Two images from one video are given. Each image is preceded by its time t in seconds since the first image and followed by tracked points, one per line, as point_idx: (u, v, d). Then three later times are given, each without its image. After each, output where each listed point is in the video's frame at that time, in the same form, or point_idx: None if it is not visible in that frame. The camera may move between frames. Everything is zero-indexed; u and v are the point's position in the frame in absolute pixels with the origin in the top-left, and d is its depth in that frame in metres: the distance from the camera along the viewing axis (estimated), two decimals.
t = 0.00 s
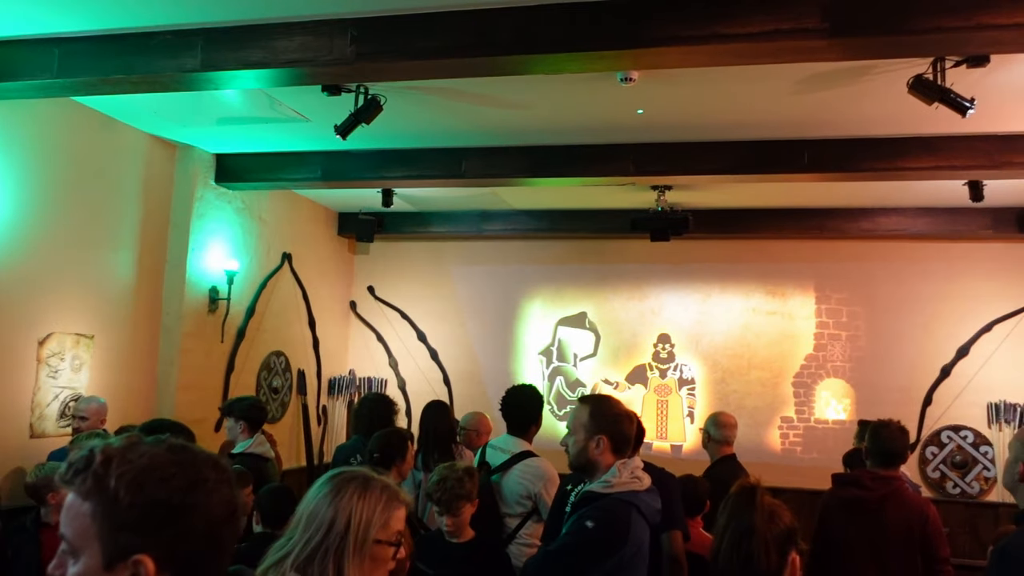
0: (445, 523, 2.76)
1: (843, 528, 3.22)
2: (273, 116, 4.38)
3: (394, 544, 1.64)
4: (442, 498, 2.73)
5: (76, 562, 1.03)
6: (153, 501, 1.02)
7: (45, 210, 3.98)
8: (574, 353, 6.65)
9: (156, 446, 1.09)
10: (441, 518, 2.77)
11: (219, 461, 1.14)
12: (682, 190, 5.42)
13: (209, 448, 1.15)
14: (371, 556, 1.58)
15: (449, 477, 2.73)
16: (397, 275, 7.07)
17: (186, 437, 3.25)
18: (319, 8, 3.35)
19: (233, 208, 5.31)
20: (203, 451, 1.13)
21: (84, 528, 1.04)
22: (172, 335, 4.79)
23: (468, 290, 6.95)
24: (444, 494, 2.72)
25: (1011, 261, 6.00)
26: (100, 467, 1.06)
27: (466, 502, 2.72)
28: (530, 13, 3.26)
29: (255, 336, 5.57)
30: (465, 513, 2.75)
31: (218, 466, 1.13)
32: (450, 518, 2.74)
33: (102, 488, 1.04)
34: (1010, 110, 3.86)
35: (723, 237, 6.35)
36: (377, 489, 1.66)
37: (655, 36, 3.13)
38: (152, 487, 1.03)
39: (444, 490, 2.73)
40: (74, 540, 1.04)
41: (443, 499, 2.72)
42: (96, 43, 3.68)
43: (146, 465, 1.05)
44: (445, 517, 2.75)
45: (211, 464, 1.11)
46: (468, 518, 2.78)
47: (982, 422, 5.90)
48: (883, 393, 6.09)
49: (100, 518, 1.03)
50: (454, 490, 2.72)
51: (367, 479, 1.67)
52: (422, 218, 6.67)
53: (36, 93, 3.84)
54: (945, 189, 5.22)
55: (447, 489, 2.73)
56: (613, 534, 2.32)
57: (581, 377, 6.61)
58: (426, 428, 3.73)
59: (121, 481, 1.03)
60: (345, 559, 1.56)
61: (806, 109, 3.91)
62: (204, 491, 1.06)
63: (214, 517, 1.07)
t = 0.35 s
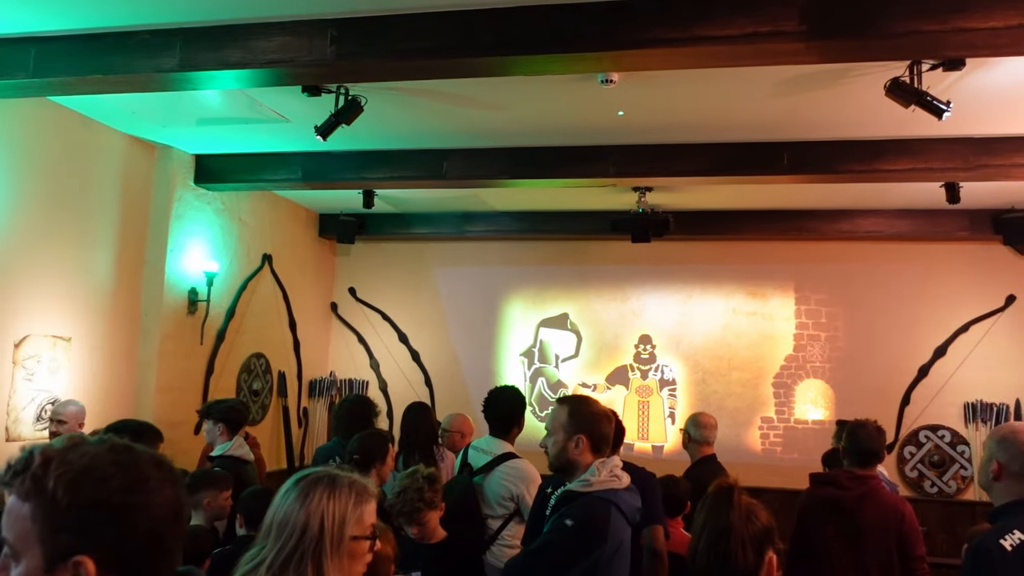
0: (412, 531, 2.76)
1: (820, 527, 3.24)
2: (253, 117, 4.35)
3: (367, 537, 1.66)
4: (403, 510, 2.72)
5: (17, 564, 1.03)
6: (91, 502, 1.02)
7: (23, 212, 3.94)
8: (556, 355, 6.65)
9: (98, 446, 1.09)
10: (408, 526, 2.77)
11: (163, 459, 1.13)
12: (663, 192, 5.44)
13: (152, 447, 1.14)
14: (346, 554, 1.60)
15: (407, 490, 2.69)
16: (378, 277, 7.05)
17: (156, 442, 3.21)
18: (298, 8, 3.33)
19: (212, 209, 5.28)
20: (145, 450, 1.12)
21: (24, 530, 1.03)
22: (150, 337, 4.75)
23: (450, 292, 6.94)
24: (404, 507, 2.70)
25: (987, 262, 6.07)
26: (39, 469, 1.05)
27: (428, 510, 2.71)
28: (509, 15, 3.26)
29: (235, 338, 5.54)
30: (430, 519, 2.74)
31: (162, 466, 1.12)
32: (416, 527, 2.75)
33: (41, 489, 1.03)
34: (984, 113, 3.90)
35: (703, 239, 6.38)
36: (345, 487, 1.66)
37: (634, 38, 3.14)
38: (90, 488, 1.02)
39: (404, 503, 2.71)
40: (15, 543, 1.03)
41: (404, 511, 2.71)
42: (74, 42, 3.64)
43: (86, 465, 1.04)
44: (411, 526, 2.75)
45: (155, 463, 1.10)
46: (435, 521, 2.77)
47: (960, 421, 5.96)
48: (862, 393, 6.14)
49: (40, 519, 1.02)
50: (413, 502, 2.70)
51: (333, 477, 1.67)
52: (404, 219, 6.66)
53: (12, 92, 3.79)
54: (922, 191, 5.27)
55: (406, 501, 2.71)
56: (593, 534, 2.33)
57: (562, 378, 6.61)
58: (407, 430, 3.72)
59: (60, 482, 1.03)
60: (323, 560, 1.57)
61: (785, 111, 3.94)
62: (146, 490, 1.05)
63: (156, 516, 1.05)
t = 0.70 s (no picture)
0: (396, 521, 2.84)
1: (800, 527, 3.26)
2: (236, 117, 4.33)
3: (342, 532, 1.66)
4: (394, 493, 2.82)
5: None
6: (64, 495, 1.01)
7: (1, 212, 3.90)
8: (539, 356, 6.66)
9: (80, 440, 1.08)
10: (392, 515, 2.85)
11: (144, 456, 1.13)
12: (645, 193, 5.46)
13: (133, 444, 1.13)
14: (324, 551, 1.59)
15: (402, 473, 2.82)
16: (362, 278, 7.03)
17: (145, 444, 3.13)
18: (280, 9, 3.31)
19: (194, 209, 5.25)
20: (126, 446, 1.12)
21: None
22: (131, 338, 4.72)
23: (433, 293, 6.93)
24: (396, 488, 2.81)
25: (967, 263, 6.12)
26: (20, 459, 1.05)
27: (417, 499, 2.82)
28: (491, 17, 3.26)
29: (216, 340, 5.51)
30: (416, 511, 2.84)
31: (141, 464, 1.11)
32: (401, 515, 2.83)
33: (18, 479, 1.03)
34: (963, 115, 3.94)
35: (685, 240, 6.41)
36: (316, 486, 1.65)
37: (615, 41, 3.15)
38: (65, 479, 1.02)
39: (397, 485, 2.82)
40: None
41: (395, 493, 2.82)
42: (54, 42, 3.62)
43: (64, 458, 1.04)
44: (396, 515, 2.84)
45: (133, 461, 1.09)
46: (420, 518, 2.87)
47: (940, 421, 6.01)
48: (843, 393, 6.19)
49: (15, 510, 1.02)
50: (406, 485, 2.82)
51: (305, 477, 1.66)
52: (387, 220, 6.64)
53: None
54: (901, 192, 5.32)
55: (399, 484, 2.82)
56: (578, 535, 2.33)
57: (545, 379, 6.62)
58: (391, 433, 3.70)
59: (36, 474, 1.02)
60: (301, 559, 1.56)
61: (766, 113, 3.96)
62: (122, 484, 1.05)
63: (130, 512, 1.05)
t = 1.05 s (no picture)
0: (391, 516, 2.78)
1: (781, 527, 3.28)
2: (218, 116, 4.31)
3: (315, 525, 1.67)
4: (393, 486, 2.80)
5: None
6: (41, 495, 1.00)
7: None
8: (523, 356, 6.66)
9: (57, 441, 1.07)
10: (388, 511, 2.79)
11: (120, 453, 1.12)
12: (629, 194, 5.47)
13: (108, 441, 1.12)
14: (302, 547, 1.60)
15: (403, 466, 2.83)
16: (346, 278, 7.01)
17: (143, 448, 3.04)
18: (262, 7, 3.30)
19: (176, 208, 5.21)
20: (101, 444, 1.10)
21: None
22: (112, 338, 4.69)
23: (418, 293, 6.92)
24: (395, 481, 2.79)
25: (948, 264, 6.17)
26: None
27: (415, 493, 2.79)
28: (474, 16, 3.25)
29: (198, 340, 5.47)
30: (413, 508, 2.79)
31: (120, 461, 1.10)
32: (398, 510, 2.77)
33: None
34: (943, 118, 3.97)
35: (669, 240, 6.43)
36: (286, 484, 1.64)
37: (599, 41, 3.15)
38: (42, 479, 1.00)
39: (396, 478, 2.81)
40: None
41: (394, 487, 2.79)
42: (34, 39, 3.59)
43: (40, 458, 1.03)
44: (392, 509, 2.79)
45: (111, 458, 1.08)
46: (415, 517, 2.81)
47: (920, 421, 6.06)
48: (826, 394, 6.22)
49: None
50: (405, 479, 2.81)
51: (272, 476, 1.65)
52: (371, 220, 6.63)
53: None
54: (883, 194, 5.35)
55: (398, 478, 2.81)
56: (560, 533, 2.33)
57: (529, 379, 6.62)
58: (374, 434, 3.68)
59: (13, 475, 1.01)
60: (283, 559, 1.56)
61: (748, 115, 3.98)
62: (100, 481, 1.04)
63: (111, 509, 1.03)
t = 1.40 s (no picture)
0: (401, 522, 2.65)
1: (763, 527, 3.29)
2: (201, 114, 4.28)
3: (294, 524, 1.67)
4: (408, 492, 2.66)
5: None
6: (27, 497, 1.01)
7: None
8: (507, 356, 6.66)
9: (42, 444, 1.08)
10: (398, 517, 2.66)
11: (105, 454, 1.12)
12: (613, 195, 5.48)
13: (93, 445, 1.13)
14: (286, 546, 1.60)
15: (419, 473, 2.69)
16: (329, 278, 6.99)
17: (142, 452, 2.78)
18: (245, 5, 3.28)
19: (157, 207, 5.17)
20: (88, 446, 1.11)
21: None
22: (93, 338, 4.65)
23: (401, 293, 6.90)
24: (411, 489, 2.65)
25: (929, 265, 6.22)
26: None
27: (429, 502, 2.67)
28: (457, 16, 3.25)
29: (180, 340, 5.43)
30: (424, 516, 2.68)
31: (106, 461, 1.11)
32: (409, 517, 2.65)
33: None
34: (922, 120, 4.01)
35: (653, 241, 6.44)
36: (263, 483, 1.63)
37: (582, 42, 3.16)
38: (33, 477, 1.02)
39: (412, 485, 2.67)
40: None
41: (409, 494, 2.65)
42: (14, 36, 3.56)
43: (25, 461, 1.03)
44: (403, 515, 2.65)
45: (97, 458, 1.09)
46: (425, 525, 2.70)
47: (901, 421, 6.11)
48: (808, 394, 6.26)
49: None
50: (421, 488, 2.68)
51: (250, 478, 1.64)
52: (355, 220, 6.61)
53: None
54: (864, 195, 5.40)
55: (413, 486, 2.67)
56: (539, 534, 2.33)
57: (513, 379, 6.62)
58: (357, 431, 3.63)
59: None
60: (268, 559, 1.55)
61: (730, 116, 3.99)
62: (88, 480, 1.05)
63: (98, 509, 1.04)
